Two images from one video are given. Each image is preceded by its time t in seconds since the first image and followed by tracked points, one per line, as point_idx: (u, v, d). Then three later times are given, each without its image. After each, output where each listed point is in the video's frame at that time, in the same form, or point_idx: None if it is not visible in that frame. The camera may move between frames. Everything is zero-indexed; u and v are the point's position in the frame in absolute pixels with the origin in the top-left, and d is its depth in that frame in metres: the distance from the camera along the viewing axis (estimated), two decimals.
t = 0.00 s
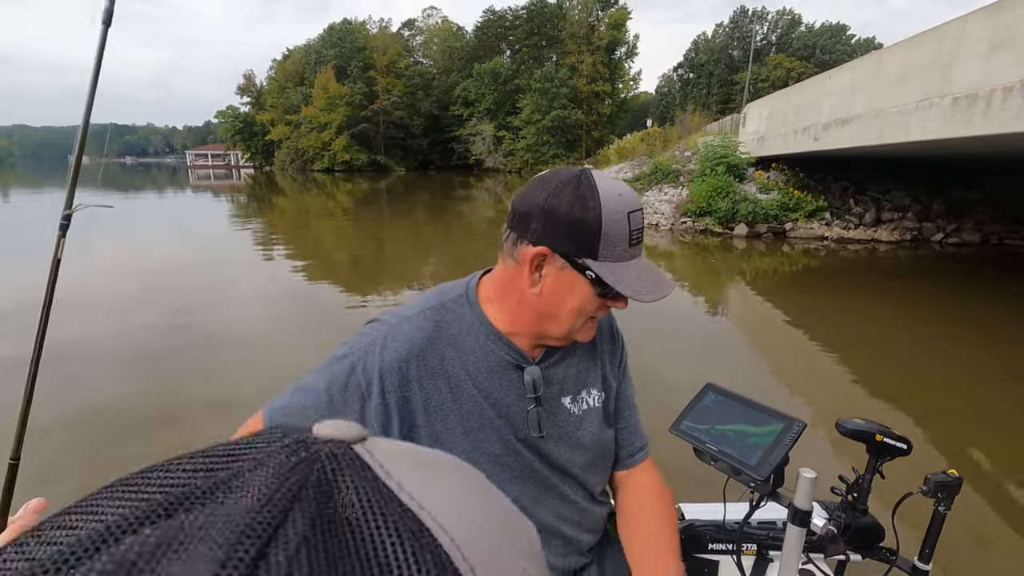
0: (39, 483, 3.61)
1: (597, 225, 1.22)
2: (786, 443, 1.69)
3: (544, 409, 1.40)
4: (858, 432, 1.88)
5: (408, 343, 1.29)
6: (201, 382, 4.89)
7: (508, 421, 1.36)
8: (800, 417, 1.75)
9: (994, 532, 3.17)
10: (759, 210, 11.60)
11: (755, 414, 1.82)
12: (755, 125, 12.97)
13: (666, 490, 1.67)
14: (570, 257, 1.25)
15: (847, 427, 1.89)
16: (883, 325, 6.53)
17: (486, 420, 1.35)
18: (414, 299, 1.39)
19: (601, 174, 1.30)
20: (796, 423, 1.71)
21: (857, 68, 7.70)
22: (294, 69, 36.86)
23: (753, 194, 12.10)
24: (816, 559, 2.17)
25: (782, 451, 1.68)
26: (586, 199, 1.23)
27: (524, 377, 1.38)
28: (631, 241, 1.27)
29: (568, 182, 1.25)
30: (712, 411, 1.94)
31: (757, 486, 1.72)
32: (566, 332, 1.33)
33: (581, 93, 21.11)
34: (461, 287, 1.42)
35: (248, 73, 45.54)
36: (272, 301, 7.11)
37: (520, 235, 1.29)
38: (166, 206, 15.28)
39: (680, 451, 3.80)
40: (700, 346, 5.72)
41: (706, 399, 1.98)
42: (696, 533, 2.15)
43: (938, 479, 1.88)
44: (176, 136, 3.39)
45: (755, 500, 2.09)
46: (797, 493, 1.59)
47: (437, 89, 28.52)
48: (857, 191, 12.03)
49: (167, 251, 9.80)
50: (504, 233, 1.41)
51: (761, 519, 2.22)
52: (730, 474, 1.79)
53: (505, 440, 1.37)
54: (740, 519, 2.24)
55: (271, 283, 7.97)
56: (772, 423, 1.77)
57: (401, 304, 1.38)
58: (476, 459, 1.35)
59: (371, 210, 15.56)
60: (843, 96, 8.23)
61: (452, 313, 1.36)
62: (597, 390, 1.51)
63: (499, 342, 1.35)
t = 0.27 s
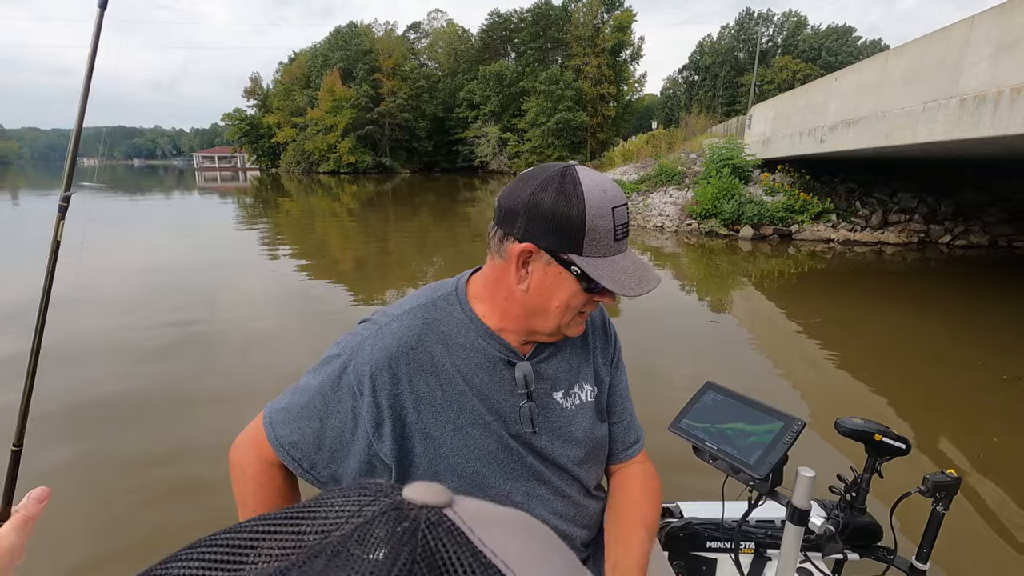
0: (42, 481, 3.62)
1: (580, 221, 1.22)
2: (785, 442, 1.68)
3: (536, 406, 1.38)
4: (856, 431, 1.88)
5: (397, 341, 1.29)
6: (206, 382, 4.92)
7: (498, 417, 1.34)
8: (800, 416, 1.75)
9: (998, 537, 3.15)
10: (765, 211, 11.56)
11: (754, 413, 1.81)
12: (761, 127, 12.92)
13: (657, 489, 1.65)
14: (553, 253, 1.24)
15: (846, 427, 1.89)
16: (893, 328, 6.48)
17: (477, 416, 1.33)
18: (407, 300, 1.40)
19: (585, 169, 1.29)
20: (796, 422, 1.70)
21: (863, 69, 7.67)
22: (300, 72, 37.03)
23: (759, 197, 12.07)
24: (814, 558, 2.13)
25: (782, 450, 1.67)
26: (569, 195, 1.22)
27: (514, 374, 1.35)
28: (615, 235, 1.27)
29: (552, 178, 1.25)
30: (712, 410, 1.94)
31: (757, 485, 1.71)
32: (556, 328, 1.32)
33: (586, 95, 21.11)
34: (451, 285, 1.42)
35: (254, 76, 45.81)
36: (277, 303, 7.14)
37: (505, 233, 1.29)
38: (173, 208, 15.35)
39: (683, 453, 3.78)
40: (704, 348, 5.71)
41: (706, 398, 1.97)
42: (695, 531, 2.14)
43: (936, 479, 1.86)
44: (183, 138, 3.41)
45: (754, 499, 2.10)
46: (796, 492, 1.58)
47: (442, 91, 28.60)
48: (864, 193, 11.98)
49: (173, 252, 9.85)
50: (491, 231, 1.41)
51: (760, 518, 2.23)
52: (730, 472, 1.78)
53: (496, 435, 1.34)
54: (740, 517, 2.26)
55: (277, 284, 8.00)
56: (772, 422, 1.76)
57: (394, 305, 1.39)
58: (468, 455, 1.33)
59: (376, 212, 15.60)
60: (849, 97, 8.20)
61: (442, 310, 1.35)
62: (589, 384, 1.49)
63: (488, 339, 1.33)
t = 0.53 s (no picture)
0: (49, 483, 3.66)
1: (564, 220, 1.21)
2: (783, 443, 1.68)
3: (529, 405, 1.34)
4: (856, 432, 1.88)
5: (385, 345, 1.25)
6: (211, 383, 4.95)
7: (491, 418, 1.30)
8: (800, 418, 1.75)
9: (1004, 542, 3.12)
10: (771, 213, 11.52)
11: (753, 414, 1.81)
12: (767, 128, 12.88)
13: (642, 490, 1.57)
14: (537, 251, 1.23)
15: (844, 427, 1.89)
16: (901, 331, 6.42)
17: (468, 417, 1.29)
18: (394, 304, 1.35)
19: (572, 168, 1.28)
20: (795, 423, 1.70)
21: (871, 71, 7.63)
22: (306, 74, 37.20)
23: (765, 198, 12.02)
24: (814, 560, 2.11)
25: (780, 451, 1.67)
26: (553, 193, 1.21)
27: (505, 373, 1.31)
28: (600, 234, 1.25)
29: (537, 177, 1.23)
30: (710, 411, 1.93)
31: (755, 485, 1.70)
32: (543, 327, 1.30)
33: (591, 97, 21.12)
34: (438, 286, 1.39)
35: (261, 78, 46.06)
36: (283, 304, 7.17)
37: (491, 232, 1.28)
38: (181, 209, 15.46)
39: (688, 455, 3.77)
40: (709, 350, 5.69)
41: (705, 399, 1.97)
42: (694, 532, 2.13)
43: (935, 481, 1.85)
44: (190, 139, 3.43)
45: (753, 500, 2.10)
46: (794, 493, 1.57)
47: (448, 93, 28.66)
48: (871, 195, 11.91)
49: (181, 253, 9.92)
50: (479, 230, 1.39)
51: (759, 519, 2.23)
52: (728, 473, 1.78)
53: (489, 437, 1.30)
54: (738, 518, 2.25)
55: (282, 285, 8.03)
56: (771, 424, 1.76)
57: (382, 309, 1.35)
58: (461, 458, 1.29)
59: (381, 214, 15.65)
60: (857, 99, 8.15)
61: (430, 312, 1.31)
62: (580, 379, 1.45)
63: (477, 338, 1.30)
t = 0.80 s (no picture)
0: (56, 480, 3.65)
1: (556, 221, 1.20)
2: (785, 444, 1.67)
3: (528, 410, 1.34)
4: (858, 433, 1.88)
5: (380, 357, 1.23)
6: (217, 382, 4.97)
7: (490, 427, 1.29)
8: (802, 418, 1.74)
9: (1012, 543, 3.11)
10: (776, 212, 11.49)
11: (754, 414, 1.81)
12: (772, 126, 12.82)
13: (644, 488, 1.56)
14: (530, 253, 1.22)
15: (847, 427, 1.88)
16: (908, 330, 6.39)
17: (466, 427, 1.28)
18: (388, 312, 1.34)
19: (566, 171, 1.28)
20: (797, 423, 1.69)
21: (878, 68, 7.59)
22: (309, 73, 37.22)
23: (771, 197, 11.99)
24: (817, 561, 2.14)
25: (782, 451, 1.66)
26: (546, 195, 1.21)
27: (502, 379, 1.31)
28: (593, 237, 1.24)
29: (530, 179, 1.23)
30: (712, 412, 1.93)
31: (757, 487, 1.69)
32: (537, 331, 1.29)
33: (595, 95, 21.08)
34: (434, 292, 1.38)
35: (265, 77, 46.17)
36: (288, 302, 7.19)
37: (484, 234, 1.28)
38: (185, 208, 15.50)
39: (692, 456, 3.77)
40: (715, 350, 5.67)
41: (707, 400, 1.97)
42: (696, 533, 2.13)
43: (938, 481, 1.85)
44: (195, 137, 3.42)
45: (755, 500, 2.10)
46: (797, 495, 1.56)
47: (452, 91, 28.66)
48: (877, 193, 11.86)
49: (186, 252, 9.94)
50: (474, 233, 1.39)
51: (761, 520, 2.23)
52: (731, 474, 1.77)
53: (488, 446, 1.30)
54: (741, 519, 2.25)
55: (288, 284, 8.06)
56: (773, 424, 1.75)
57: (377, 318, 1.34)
58: (459, 469, 1.29)
59: (385, 212, 15.68)
60: (863, 97, 8.12)
61: (425, 320, 1.30)
62: (578, 381, 1.45)
63: (473, 344, 1.29)
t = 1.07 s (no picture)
0: (64, 482, 3.69)
1: (553, 222, 1.19)
2: (787, 444, 1.67)
3: (528, 412, 1.34)
4: (859, 432, 1.87)
5: (379, 362, 1.23)
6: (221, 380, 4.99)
7: (490, 430, 1.29)
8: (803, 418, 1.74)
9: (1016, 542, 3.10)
10: (781, 210, 11.46)
11: (755, 414, 1.81)
12: (776, 125, 12.77)
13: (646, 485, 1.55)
14: (526, 254, 1.21)
15: (847, 427, 1.88)
16: (913, 330, 6.37)
17: (466, 430, 1.28)
18: (388, 316, 1.34)
19: (565, 171, 1.27)
20: (798, 423, 1.69)
21: (883, 66, 7.56)
22: (312, 70, 37.21)
23: (775, 195, 11.96)
24: (818, 561, 2.13)
25: (784, 451, 1.65)
26: (543, 195, 1.20)
27: (502, 381, 1.31)
28: (590, 239, 1.23)
29: (528, 179, 1.23)
30: (713, 412, 1.93)
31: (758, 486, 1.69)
32: (534, 334, 1.27)
33: (598, 93, 21.04)
34: (433, 294, 1.38)
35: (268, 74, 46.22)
36: (292, 300, 7.22)
37: (482, 234, 1.27)
38: (189, 205, 15.55)
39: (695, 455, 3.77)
40: (717, 349, 5.67)
41: (707, 400, 1.97)
42: (697, 533, 2.13)
43: (939, 480, 1.84)
44: (201, 136, 3.43)
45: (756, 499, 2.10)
46: (797, 494, 1.56)
47: (455, 89, 28.63)
48: (882, 192, 11.81)
49: (191, 250, 9.98)
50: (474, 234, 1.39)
51: (762, 519, 2.22)
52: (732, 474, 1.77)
53: (488, 449, 1.30)
54: (742, 519, 2.25)
55: (291, 282, 8.08)
56: (775, 425, 1.75)
57: (376, 322, 1.34)
58: (460, 473, 1.29)
59: (388, 210, 15.69)
60: (869, 95, 8.08)
61: (423, 323, 1.30)
62: (578, 382, 1.45)
63: (472, 347, 1.29)
